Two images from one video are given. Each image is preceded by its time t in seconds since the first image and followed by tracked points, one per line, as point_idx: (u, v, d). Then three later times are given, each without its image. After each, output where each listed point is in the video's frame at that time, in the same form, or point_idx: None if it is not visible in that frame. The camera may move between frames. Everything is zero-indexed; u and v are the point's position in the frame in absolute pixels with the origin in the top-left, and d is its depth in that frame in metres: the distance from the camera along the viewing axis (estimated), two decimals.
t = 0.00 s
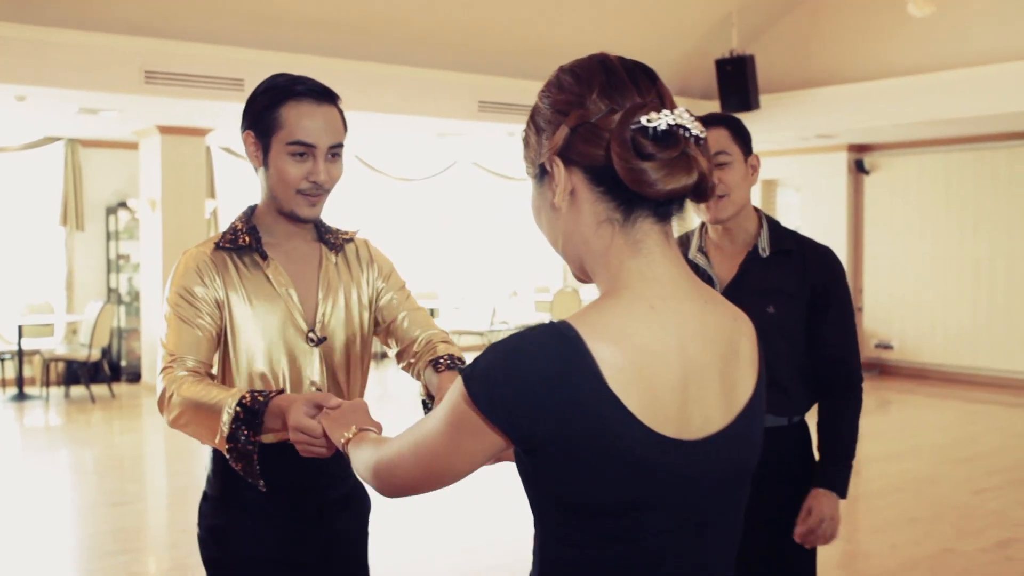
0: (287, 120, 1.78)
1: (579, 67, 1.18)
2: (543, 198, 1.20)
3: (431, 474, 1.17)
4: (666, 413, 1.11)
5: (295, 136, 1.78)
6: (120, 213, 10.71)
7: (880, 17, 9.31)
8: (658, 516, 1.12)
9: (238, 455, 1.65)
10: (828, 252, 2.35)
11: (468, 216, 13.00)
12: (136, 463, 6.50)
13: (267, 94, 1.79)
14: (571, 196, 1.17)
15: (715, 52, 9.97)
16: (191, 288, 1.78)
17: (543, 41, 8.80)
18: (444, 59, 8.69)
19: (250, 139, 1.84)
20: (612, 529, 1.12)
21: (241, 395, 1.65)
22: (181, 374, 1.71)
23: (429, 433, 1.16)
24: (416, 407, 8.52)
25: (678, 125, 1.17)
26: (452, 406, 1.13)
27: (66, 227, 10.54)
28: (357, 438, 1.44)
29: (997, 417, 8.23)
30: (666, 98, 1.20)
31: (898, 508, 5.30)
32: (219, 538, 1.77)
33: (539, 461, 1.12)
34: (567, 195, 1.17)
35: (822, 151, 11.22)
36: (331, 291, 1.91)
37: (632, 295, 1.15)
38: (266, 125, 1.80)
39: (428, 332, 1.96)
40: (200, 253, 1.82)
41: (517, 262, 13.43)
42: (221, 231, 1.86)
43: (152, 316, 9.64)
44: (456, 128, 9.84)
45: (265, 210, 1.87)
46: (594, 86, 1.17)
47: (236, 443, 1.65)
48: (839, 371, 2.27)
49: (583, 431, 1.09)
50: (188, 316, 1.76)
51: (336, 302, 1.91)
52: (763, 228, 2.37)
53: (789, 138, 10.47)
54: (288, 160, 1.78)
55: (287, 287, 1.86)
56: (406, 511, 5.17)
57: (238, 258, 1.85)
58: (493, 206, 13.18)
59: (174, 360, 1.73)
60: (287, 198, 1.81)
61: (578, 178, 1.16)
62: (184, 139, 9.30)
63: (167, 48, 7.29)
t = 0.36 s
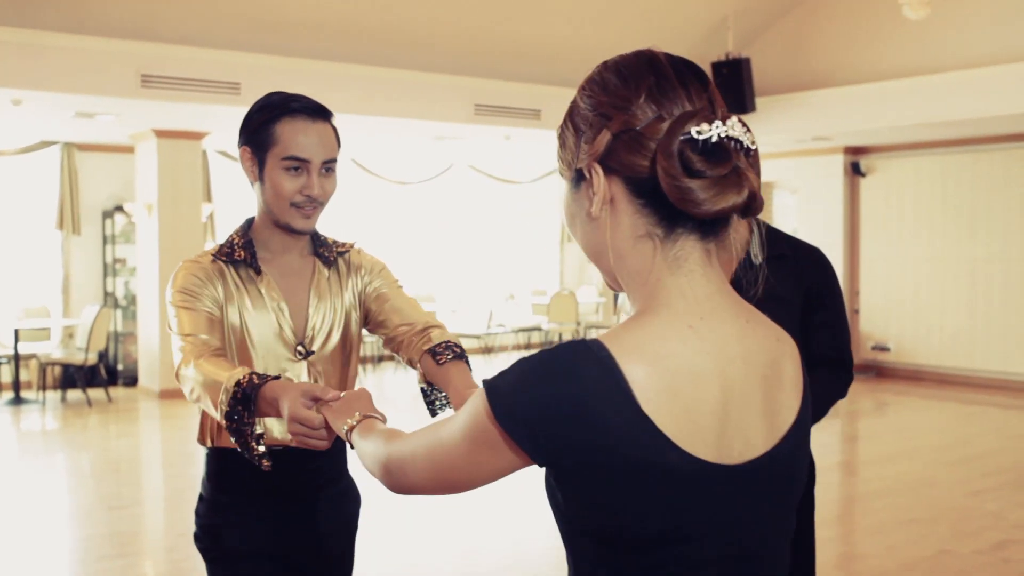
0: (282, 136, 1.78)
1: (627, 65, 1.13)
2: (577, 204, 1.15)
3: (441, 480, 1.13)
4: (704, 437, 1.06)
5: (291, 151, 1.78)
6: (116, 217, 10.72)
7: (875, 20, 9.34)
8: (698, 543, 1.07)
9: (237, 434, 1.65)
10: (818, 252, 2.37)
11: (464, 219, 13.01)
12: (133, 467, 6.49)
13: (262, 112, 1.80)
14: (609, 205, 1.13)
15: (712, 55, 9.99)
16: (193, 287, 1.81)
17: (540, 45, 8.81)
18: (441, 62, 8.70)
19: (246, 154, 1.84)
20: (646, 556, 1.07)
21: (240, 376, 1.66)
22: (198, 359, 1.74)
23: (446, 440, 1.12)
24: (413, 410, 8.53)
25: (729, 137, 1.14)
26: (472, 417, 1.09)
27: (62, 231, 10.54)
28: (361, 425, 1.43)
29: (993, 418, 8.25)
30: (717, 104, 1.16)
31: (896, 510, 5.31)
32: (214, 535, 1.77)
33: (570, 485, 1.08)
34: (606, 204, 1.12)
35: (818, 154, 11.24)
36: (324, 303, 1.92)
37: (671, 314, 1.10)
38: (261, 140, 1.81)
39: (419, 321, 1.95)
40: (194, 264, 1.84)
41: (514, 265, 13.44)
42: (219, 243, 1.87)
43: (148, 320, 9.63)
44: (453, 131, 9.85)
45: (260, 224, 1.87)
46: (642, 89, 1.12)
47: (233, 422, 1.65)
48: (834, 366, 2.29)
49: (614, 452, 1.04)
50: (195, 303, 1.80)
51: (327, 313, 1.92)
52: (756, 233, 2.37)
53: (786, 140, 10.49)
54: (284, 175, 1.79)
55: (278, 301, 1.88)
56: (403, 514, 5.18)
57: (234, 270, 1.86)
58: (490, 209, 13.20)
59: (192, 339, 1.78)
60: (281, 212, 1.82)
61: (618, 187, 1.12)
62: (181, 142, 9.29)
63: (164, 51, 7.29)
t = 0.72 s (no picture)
0: (285, 118, 1.78)
1: (602, 90, 1.19)
2: (549, 219, 1.22)
3: (434, 539, 1.13)
4: (662, 443, 1.14)
5: (294, 134, 1.78)
6: (117, 219, 10.75)
7: (875, 22, 9.35)
8: (643, 541, 1.15)
9: (247, 461, 1.63)
10: (820, 254, 2.36)
11: (466, 221, 13.02)
12: (133, 469, 6.49)
13: (263, 95, 1.80)
14: (578, 222, 1.19)
15: (712, 57, 9.99)
16: (191, 287, 1.77)
17: (541, 47, 8.82)
18: (442, 64, 8.71)
19: (247, 140, 1.84)
20: (597, 554, 1.15)
21: (249, 402, 1.63)
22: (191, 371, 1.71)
23: (430, 496, 1.13)
24: (413, 412, 8.53)
25: (695, 165, 1.20)
26: (456, 459, 1.11)
27: (63, 233, 10.56)
28: (376, 487, 1.33)
29: (994, 421, 8.24)
30: (685, 133, 1.22)
31: (896, 512, 5.31)
32: (206, 545, 1.77)
33: (535, 491, 1.13)
34: (574, 220, 1.19)
35: (819, 155, 11.24)
36: (327, 297, 1.91)
37: (635, 329, 1.16)
38: (263, 125, 1.81)
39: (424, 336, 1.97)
40: (198, 255, 1.82)
41: (514, 266, 13.43)
42: (219, 234, 1.85)
43: (149, 321, 9.64)
44: (453, 133, 9.85)
45: (262, 212, 1.87)
46: (614, 115, 1.18)
47: (244, 450, 1.63)
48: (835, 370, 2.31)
49: (581, 461, 1.10)
50: (190, 312, 1.76)
51: (330, 309, 1.90)
52: (753, 233, 2.38)
53: (786, 143, 10.49)
54: (287, 158, 1.78)
55: (282, 293, 1.86)
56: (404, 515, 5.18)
57: (235, 262, 1.84)
58: (490, 210, 13.20)
59: (187, 352, 1.74)
60: (285, 198, 1.81)
61: (586, 206, 1.18)
62: (181, 144, 9.30)
63: (164, 53, 7.30)
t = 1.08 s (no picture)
0: (300, 111, 1.78)
1: (560, 79, 1.22)
2: (509, 193, 1.26)
3: (422, 512, 1.14)
4: (619, 400, 1.19)
5: (310, 126, 1.77)
6: (118, 220, 10.74)
7: (876, 24, 9.35)
8: (602, 501, 1.19)
9: (268, 460, 1.61)
10: (824, 258, 2.36)
11: (466, 223, 13.03)
12: (134, 470, 6.49)
13: (276, 89, 1.79)
14: (532, 199, 1.23)
15: (712, 59, 9.99)
16: (203, 293, 1.75)
17: (541, 48, 8.82)
18: (442, 66, 8.71)
19: (260, 135, 1.83)
20: (556, 515, 1.18)
21: (262, 399, 1.61)
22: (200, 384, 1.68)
23: (416, 471, 1.15)
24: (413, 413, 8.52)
25: (640, 155, 1.22)
26: (436, 429, 1.14)
27: (64, 234, 10.57)
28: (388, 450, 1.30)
29: (994, 423, 8.24)
30: (637, 123, 1.24)
31: (896, 514, 5.30)
32: (230, 557, 1.75)
33: (502, 456, 1.17)
34: (529, 197, 1.23)
35: (820, 157, 11.24)
36: (344, 297, 1.90)
37: (588, 302, 1.20)
38: (277, 119, 1.80)
39: (435, 341, 1.97)
40: (211, 256, 1.79)
41: (515, 268, 13.43)
42: (230, 233, 1.82)
43: (149, 322, 9.65)
44: (453, 135, 9.85)
45: (275, 209, 1.85)
46: (570, 103, 1.20)
47: (264, 448, 1.60)
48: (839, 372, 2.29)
49: (547, 420, 1.14)
50: (203, 322, 1.74)
51: (347, 307, 1.90)
52: (758, 236, 2.40)
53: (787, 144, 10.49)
54: (303, 151, 1.77)
55: (300, 291, 1.84)
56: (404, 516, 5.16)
57: (249, 261, 1.82)
58: (491, 212, 13.21)
59: (195, 370, 1.70)
60: (300, 192, 1.79)
61: (540, 185, 1.22)
62: (182, 146, 9.31)
63: (165, 54, 7.30)
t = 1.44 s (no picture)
0: (318, 108, 1.76)
1: (553, 81, 1.21)
2: (501, 189, 1.25)
3: (397, 480, 1.15)
4: (606, 388, 1.20)
5: (327, 123, 1.76)
6: (120, 214, 10.68)
7: (879, 19, 9.32)
8: (584, 485, 1.20)
9: (277, 434, 1.61)
10: (830, 253, 2.36)
11: (468, 218, 13.03)
12: (135, 464, 6.49)
13: (296, 84, 1.78)
14: (524, 196, 1.23)
15: (714, 53, 9.96)
16: (215, 284, 1.74)
17: (543, 42, 8.79)
18: (444, 60, 8.69)
19: (279, 131, 1.82)
20: (539, 498, 1.18)
21: (268, 375, 1.61)
22: (209, 370, 1.68)
23: (398, 439, 1.15)
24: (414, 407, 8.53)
25: (628, 158, 1.22)
26: (426, 401, 1.14)
27: (66, 228, 10.56)
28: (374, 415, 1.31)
29: (996, 418, 8.23)
30: (624, 125, 1.24)
31: (898, 509, 5.29)
32: (238, 544, 1.74)
33: (491, 441, 1.17)
34: (521, 194, 1.23)
35: (823, 152, 11.22)
36: (359, 292, 1.88)
37: (579, 293, 1.21)
38: (296, 115, 1.78)
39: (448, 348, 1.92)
40: (223, 249, 1.78)
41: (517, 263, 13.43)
42: (246, 229, 1.82)
43: (151, 315, 9.65)
44: (455, 129, 9.84)
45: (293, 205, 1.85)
46: (562, 106, 1.20)
47: (271, 424, 1.60)
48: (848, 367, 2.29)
49: (538, 406, 1.15)
50: (215, 313, 1.73)
51: (363, 301, 1.88)
52: (765, 230, 2.39)
53: (790, 139, 10.46)
54: (319, 149, 1.76)
55: (313, 285, 1.82)
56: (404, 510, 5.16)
57: (263, 255, 1.82)
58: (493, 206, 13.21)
59: (206, 359, 1.70)
60: (317, 188, 1.78)
61: (532, 184, 1.21)
62: (184, 140, 9.31)
63: (166, 49, 7.28)
